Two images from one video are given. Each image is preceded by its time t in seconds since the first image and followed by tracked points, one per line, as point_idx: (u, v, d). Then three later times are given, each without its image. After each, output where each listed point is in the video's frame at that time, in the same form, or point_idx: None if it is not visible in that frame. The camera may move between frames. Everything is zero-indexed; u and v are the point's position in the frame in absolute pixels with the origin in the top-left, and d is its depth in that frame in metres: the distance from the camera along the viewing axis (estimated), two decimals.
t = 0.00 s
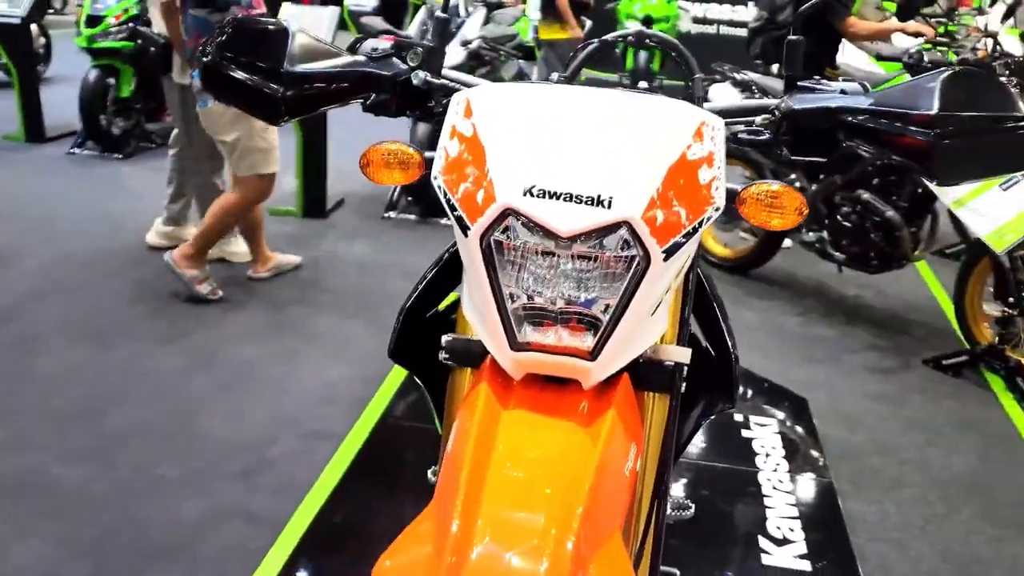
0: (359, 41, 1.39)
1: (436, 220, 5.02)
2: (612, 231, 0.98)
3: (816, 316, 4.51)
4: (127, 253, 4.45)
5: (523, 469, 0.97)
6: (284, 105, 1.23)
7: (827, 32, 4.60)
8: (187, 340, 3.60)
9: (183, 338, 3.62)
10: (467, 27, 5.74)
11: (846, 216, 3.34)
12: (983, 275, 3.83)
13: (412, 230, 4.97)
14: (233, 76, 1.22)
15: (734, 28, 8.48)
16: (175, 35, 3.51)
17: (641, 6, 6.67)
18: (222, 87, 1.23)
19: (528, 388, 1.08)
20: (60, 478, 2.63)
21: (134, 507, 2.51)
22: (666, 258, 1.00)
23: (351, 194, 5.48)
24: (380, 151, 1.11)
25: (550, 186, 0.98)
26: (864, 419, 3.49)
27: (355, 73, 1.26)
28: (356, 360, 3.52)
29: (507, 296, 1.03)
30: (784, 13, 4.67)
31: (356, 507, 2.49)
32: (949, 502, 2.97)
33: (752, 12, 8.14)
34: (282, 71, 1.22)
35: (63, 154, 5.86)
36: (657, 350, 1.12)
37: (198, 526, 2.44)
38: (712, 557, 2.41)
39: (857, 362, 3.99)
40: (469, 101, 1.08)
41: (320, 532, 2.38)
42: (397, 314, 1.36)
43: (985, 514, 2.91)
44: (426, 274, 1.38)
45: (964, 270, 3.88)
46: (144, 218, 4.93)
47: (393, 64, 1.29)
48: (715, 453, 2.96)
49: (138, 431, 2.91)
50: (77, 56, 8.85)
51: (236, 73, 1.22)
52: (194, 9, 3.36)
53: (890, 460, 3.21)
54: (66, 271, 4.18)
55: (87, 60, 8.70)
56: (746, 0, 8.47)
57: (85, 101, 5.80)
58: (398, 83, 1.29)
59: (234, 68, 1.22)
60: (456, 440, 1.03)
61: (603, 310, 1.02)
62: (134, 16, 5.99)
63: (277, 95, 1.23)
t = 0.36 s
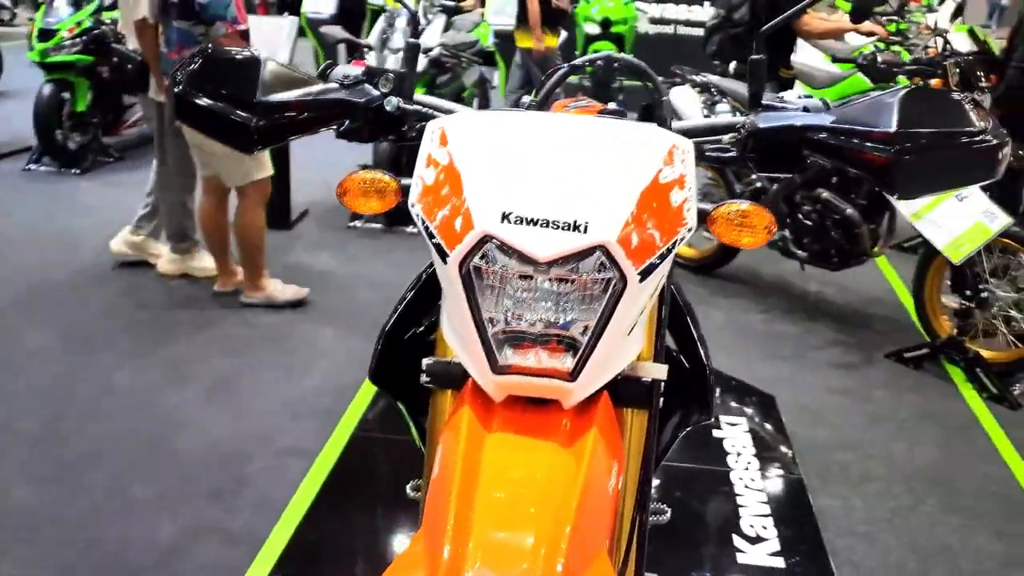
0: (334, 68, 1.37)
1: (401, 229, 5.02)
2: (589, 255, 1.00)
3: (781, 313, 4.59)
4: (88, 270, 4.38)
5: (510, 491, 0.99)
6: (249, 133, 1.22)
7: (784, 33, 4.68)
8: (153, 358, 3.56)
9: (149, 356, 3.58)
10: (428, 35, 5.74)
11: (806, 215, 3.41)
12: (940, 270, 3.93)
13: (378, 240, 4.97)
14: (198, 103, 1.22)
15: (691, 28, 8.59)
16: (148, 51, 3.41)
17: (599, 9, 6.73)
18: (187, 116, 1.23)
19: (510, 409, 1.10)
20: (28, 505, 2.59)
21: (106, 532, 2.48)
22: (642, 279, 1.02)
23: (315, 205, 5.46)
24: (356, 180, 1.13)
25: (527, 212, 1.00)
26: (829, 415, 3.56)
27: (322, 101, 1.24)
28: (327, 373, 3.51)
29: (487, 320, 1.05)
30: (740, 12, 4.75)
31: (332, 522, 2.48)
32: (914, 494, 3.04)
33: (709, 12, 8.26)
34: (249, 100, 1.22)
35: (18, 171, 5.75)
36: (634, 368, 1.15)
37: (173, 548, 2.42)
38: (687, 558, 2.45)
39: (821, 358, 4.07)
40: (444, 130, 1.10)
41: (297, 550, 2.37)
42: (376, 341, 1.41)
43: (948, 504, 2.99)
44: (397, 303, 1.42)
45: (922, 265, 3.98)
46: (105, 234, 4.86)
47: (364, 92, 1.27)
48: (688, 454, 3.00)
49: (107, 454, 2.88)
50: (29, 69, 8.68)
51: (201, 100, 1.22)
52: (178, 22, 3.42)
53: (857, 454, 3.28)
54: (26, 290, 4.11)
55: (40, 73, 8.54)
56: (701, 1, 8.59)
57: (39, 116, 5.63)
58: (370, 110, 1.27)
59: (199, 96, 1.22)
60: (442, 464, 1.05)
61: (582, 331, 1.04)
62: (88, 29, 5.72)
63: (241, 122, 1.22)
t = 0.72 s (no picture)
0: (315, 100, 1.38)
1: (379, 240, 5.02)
2: (571, 287, 1.02)
3: (757, 315, 4.64)
4: (63, 292, 4.34)
5: (502, 522, 1.01)
6: (227, 170, 1.24)
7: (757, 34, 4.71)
8: (132, 379, 3.54)
9: (128, 377, 3.55)
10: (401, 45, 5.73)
11: (780, 219, 3.51)
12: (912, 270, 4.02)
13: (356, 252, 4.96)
14: (175, 139, 1.23)
15: (661, 31, 8.64)
16: (138, 74, 3.48)
17: (570, 14, 6.77)
18: (166, 152, 1.25)
19: (498, 438, 1.12)
20: (9, 534, 2.57)
21: (89, 559, 2.47)
22: (623, 309, 1.04)
23: (292, 218, 5.45)
24: (339, 218, 1.14)
25: (510, 247, 1.02)
26: (808, 416, 3.60)
27: (299, 137, 1.26)
28: (308, 389, 3.50)
29: (473, 353, 1.07)
30: (710, 13, 4.81)
31: (319, 541, 2.49)
32: (893, 492, 3.10)
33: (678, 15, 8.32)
34: (226, 136, 1.24)
35: None
36: (618, 393, 1.17)
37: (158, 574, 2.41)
38: (673, 565, 2.47)
39: (798, 359, 4.12)
40: (426, 167, 1.12)
41: (284, 571, 2.37)
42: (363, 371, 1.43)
43: (926, 501, 3.05)
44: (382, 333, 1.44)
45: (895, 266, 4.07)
46: (79, 253, 4.82)
47: (343, 125, 1.28)
48: (670, 460, 3.03)
49: (88, 479, 2.86)
50: None
51: (179, 136, 1.24)
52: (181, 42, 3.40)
53: (835, 454, 3.32)
54: None
55: (8, 90, 8.44)
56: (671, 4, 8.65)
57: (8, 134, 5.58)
58: (349, 146, 1.28)
59: (176, 132, 1.24)
60: (433, 494, 1.07)
61: (566, 361, 1.07)
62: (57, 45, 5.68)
63: (219, 159, 1.24)
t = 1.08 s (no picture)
0: (304, 134, 1.39)
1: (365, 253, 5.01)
2: (567, 323, 1.03)
3: (743, 321, 4.67)
4: (46, 313, 4.30)
5: (504, 557, 1.02)
6: (216, 208, 1.24)
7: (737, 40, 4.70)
8: (119, 401, 3.52)
9: (115, 399, 3.53)
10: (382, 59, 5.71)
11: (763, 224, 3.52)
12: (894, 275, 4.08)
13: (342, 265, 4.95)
14: (161, 177, 1.23)
15: (640, 35, 8.67)
16: (136, 95, 3.46)
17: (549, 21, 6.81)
18: (153, 190, 1.25)
19: (497, 472, 1.13)
20: None
21: None
22: (619, 344, 1.06)
23: (276, 232, 5.43)
24: (335, 255, 1.15)
25: (506, 285, 1.03)
26: (796, 421, 3.63)
27: (288, 175, 1.26)
28: (297, 406, 3.50)
29: (471, 390, 1.08)
30: (689, 18, 4.77)
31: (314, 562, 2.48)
32: (882, 496, 3.13)
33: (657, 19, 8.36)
34: (215, 175, 1.24)
35: None
36: (615, 424, 1.18)
37: None
38: None
39: (784, 364, 4.15)
40: (420, 206, 1.13)
41: None
42: (360, 404, 1.47)
43: (915, 504, 3.08)
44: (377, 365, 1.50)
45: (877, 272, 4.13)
46: (61, 273, 4.78)
47: (335, 161, 1.29)
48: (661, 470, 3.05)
49: (77, 505, 2.83)
50: None
51: (165, 174, 1.23)
52: (212, 63, 3.45)
53: (824, 459, 3.35)
54: None
55: None
56: (649, 8, 8.69)
57: None
58: (341, 182, 1.28)
59: (163, 170, 1.23)
60: (434, 530, 1.07)
61: (563, 395, 1.08)
62: (34, 63, 5.62)
63: (207, 196, 1.23)
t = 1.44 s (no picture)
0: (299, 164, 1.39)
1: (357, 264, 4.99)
2: (569, 356, 1.02)
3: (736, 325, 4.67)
4: (36, 333, 4.27)
5: None
6: (211, 242, 1.22)
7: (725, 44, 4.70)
8: (112, 421, 3.49)
9: (108, 419, 3.50)
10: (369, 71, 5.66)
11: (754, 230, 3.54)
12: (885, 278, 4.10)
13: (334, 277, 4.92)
14: (154, 212, 1.22)
15: (627, 40, 8.68)
16: (140, 111, 3.57)
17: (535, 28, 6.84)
18: (145, 224, 1.23)
19: (501, 505, 1.12)
20: None
21: None
22: (622, 375, 1.05)
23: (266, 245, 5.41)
24: (333, 290, 1.14)
25: (507, 319, 1.02)
26: (791, 426, 3.63)
27: (283, 208, 1.25)
28: (292, 423, 3.47)
29: (474, 424, 1.07)
30: (676, 25, 4.75)
31: None
32: (880, 501, 3.13)
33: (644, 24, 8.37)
34: (209, 209, 1.23)
35: None
36: (618, 452, 1.18)
37: None
38: None
39: (779, 369, 4.15)
40: (418, 239, 1.12)
41: None
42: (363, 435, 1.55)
43: (912, 509, 3.08)
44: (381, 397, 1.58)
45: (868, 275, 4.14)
46: (51, 291, 4.75)
47: (330, 194, 1.29)
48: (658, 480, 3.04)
49: (72, 530, 2.81)
50: None
51: (157, 209, 1.22)
52: (224, 75, 3.47)
53: (821, 464, 3.35)
54: None
55: None
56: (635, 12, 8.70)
57: None
58: (338, 214, 1.28)
59: (156, 205, 1.22)
60: (440, 566, 1.06)
61: (567, 428, 1.07)
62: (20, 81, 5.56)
63: (201, 230, 1.22)
